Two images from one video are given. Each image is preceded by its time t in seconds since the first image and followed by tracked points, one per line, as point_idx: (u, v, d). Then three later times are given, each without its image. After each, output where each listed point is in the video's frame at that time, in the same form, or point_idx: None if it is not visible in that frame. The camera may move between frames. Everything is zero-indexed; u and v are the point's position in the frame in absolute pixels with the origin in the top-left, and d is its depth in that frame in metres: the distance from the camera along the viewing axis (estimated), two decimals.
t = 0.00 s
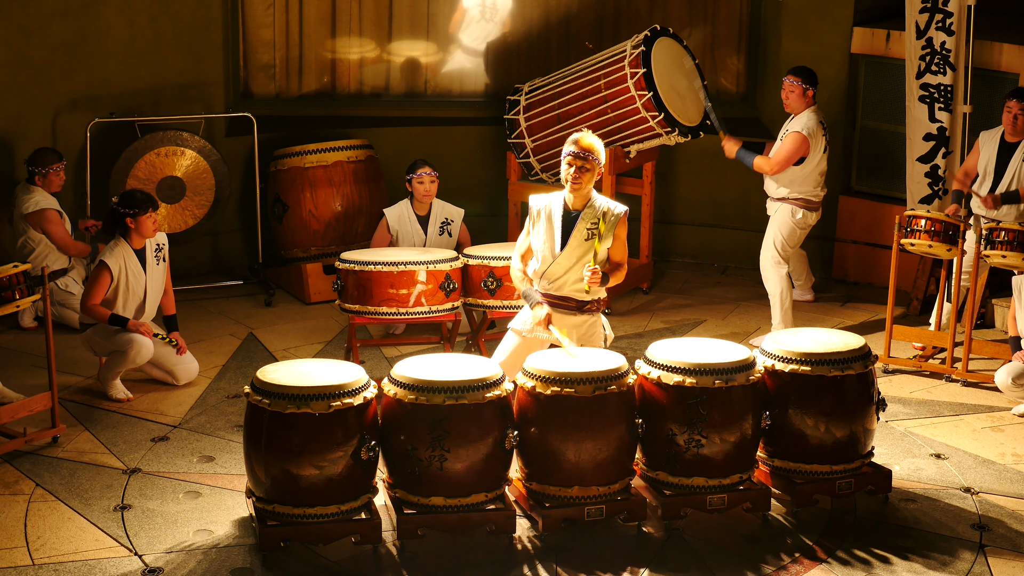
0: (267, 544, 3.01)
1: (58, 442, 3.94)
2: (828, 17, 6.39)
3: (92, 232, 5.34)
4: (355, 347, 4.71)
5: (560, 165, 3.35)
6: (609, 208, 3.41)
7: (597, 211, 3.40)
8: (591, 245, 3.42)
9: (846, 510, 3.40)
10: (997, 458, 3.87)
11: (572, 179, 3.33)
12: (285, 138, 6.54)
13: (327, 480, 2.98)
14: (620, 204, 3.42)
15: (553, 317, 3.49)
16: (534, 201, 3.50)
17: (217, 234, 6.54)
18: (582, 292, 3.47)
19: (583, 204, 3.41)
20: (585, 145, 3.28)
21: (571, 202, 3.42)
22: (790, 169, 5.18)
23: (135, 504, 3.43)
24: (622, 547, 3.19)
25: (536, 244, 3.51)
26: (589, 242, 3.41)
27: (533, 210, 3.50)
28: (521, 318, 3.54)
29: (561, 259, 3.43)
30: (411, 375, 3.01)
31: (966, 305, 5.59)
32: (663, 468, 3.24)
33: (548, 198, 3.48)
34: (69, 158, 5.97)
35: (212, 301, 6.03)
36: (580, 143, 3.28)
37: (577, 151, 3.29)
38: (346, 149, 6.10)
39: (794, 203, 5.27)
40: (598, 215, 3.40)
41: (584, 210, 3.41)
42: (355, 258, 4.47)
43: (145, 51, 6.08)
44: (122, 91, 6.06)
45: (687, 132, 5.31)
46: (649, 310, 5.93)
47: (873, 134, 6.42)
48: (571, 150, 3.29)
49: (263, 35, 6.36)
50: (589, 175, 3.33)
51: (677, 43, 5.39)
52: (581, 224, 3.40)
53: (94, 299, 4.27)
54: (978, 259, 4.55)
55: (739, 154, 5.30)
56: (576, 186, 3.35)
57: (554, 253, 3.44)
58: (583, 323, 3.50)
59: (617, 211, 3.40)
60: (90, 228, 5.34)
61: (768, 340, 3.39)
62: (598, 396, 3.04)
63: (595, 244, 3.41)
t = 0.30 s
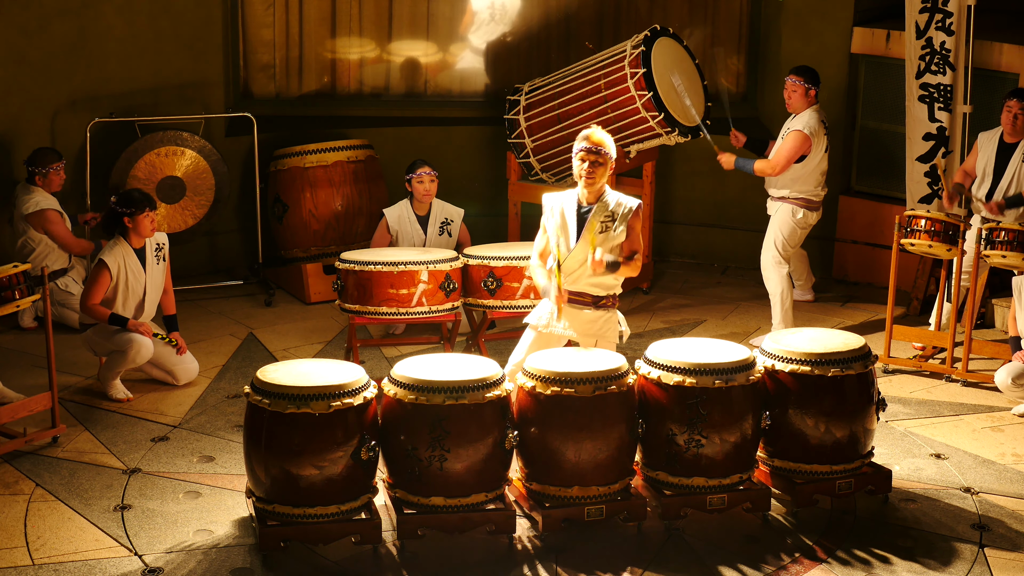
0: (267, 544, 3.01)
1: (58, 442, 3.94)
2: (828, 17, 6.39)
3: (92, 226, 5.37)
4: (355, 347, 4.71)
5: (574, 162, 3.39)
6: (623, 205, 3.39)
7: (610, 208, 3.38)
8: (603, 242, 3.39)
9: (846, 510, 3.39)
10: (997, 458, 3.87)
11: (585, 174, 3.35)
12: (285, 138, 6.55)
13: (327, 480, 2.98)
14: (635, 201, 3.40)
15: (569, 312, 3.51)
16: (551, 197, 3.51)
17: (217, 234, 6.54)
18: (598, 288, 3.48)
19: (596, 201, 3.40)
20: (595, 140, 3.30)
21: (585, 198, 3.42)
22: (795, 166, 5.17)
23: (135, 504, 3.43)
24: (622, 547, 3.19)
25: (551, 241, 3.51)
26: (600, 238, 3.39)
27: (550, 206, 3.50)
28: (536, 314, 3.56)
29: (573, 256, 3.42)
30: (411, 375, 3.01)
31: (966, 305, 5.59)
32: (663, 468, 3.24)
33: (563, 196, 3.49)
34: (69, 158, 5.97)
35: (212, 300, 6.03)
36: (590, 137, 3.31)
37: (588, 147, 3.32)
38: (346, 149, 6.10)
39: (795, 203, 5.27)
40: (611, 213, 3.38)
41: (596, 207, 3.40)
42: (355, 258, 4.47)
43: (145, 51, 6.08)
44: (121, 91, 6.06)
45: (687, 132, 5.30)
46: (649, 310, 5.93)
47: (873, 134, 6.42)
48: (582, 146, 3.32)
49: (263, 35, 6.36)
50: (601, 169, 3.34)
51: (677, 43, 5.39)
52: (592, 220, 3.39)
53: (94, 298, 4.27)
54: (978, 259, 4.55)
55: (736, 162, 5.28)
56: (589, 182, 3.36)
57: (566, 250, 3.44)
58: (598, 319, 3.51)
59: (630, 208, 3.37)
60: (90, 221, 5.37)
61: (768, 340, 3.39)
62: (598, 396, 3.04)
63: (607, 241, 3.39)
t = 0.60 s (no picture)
0: (267, 544, 3.01)
1: (58, 442, 3.94)
2: (828, 17, 6.39)
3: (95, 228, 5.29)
4: (355, 347, 4.71)
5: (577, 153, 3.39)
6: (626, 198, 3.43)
7: (613, 201, 3.42)
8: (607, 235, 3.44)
9: (846, 510, 3.40)
10: (997, 458, 3.87)
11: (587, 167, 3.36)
12: (285, 138, 6.55)
13: (327, 480, 2.98)
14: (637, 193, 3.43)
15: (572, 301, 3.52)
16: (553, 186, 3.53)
17: (217, 234, 6.54)
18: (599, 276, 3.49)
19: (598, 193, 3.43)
20: (598, 133, 3.31)
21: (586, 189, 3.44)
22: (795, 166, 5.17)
23: (135, 504, 3.43)
24: (622, 547, 3.19)
25: (555, 232, 3.54)
26: (604, 231, 3.43)
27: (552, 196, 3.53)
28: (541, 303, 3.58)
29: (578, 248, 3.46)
30: (411, 375, 3.01)
31: (966, 305, 5.59)
32: (664, 468, 3.24)
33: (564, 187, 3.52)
34: (69, 158, 5.97)
35: (212, 301, 6.03)
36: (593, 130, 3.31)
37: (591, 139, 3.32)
38: (346, 149, 6.10)
39: (795, 203, 5.26)
40: (615, 206, 3.42)
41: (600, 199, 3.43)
42: (355, 258, 4.47)
43: (145, 51, 6.08)
44: (121, 91, 6.06)
45: (687, 132, 5.29)
46: (649, 310, 5.93)
47: (873, 134, 6.42)
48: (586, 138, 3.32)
49: (263, 35, 6.37)
50: (605, 163, 3.35)
51: (677, 43, 5.39)
52: (596, 213, 3.42)
53: (93, 299, 4.27)
54: (978, 259, 4.55)
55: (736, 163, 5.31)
56: (591, 175, 3.37)
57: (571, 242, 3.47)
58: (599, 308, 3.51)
59: (634, 199, 3.41)
60: (92, 222, 5.32)
61: (768, 339, 3.39)
62: (598, 396, 3.04)
63: (611, 234, 3.43)
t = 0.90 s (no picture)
0: (267, 544, 3.01)
1: (58, 442, 3.94)
2: (828, 17, 6.39)
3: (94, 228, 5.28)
4: (355, 347, 4.71)
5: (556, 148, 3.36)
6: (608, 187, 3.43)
7: (597, 194, 3.43)
8: (594, 229, 3.45)
9: (846, 510, 3.39)
10: (997, 458, 3.87)
11: (569, 162, 3.34)
12: (285, 138, 6.54)
13: (327, 480, 2.98)
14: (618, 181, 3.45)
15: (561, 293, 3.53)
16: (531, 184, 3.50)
17: (217, 234, 6.54)
18: (587, 269, 3.51)
19: (581, 188, 3.42)
20: (580, 128, 3.29)
21: (567, 184, 3.42)
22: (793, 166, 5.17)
23: (135, 504, 3.43)
24: (623, 547, 3.19)
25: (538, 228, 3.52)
26: (591, 225, 3.45)
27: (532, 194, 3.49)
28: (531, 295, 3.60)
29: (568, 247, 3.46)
30: (411, 375, 3.01)
31: (966, 305, 5.59)
32: (663, 468, 3.24)
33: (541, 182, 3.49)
34: (69, 158, 5.97)
35: (212, 301, 6.03)
36: (574, 127, 3.29)
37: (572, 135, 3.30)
38: (346, 149, 6.10)
39: (795, 203, 5.26)
40: (599, 198, 3.43)
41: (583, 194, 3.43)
42: (355, 258, 4.47)
43: (145, 51, 6.08)
44: (121, 91, 6.06)
45: (687, 132, 5.29)
46: (649, 310, 5.93)
47: (873, 134, 6.42)
48: (569, 134, 3.30)
49: (263, 35, 6.37)
50: (586, 158, 3.33)
51: (677, 44, 5.39)
52: (581, 208, 3.43)
53: (92, 301, 4.27)
54: (978, 259, 4.55)
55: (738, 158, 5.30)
56: (575, 171, 3.35)
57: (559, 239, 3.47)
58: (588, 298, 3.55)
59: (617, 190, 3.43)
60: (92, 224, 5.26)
61: (768, 340, 3.39)
62: (598, 396, 3.04)
63: (598, 227, 3.45)
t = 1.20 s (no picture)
0: (268, 544, 3.01)
1: (58, 442, 3.94)
2: (828, 17, 6.39)
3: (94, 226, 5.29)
4: (355, 347, 4.71)
5: (526, 159, 3.31)
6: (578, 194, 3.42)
7: (568, 201, 3.40)
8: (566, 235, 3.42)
9: (846, 510, 3.39)
10: (997, 458, 3.87)
11: (543, 170, 3.29)
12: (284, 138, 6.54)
13: (327, 480, 2.98)
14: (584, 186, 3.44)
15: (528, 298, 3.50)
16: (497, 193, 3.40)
17: (217, 234, 6.54)
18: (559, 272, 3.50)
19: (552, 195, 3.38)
20: (553, 135, 3.25)
21: (536, 191, 3.37)
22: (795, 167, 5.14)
23: (135, 504, 3.43)
24: (623, 547, 3.19)
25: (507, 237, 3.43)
26: (563, 233, 3.41)
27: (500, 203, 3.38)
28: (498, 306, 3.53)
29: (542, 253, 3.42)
30: (411, 375, 3.01)
31: (966, 305, 5.59)
32: (664, 468, 3.24)
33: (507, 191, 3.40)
34: (69, 158, 5.97)
35: (212, 300, 6.03)
36: (548, 134, 3.24)
37: (545, 143, 3.25)
38: (345, 149, 6.10)
39: (795, 203, 5.26)
40: (570, 204, 3.40)
41: (554, 201, 3.39)
42: (355, 258, 4.47)
43: (145, 51, 6.08)
44: (122, 91, 6.06)
45: (687, 132, 5.30)
46: (649, 310, 5.93)
47: (873, 134, 6.41)
48: (544, 143, 3.25)
49: (263, 35, 6.37)
50: (560, 165, 3.29)
51: (677, 44, 5.39)
52: (554, 215, 3.39)
53: (91, 300, 4.27)
54: (979, 259, 4.55)
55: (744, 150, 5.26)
56: (548, 179, 3.31)
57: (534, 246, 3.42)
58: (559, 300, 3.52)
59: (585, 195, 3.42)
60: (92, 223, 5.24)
61: (768, 339, 3.39)
62: (598, 396, 3.04)
63: (570, 234, 3.42)
